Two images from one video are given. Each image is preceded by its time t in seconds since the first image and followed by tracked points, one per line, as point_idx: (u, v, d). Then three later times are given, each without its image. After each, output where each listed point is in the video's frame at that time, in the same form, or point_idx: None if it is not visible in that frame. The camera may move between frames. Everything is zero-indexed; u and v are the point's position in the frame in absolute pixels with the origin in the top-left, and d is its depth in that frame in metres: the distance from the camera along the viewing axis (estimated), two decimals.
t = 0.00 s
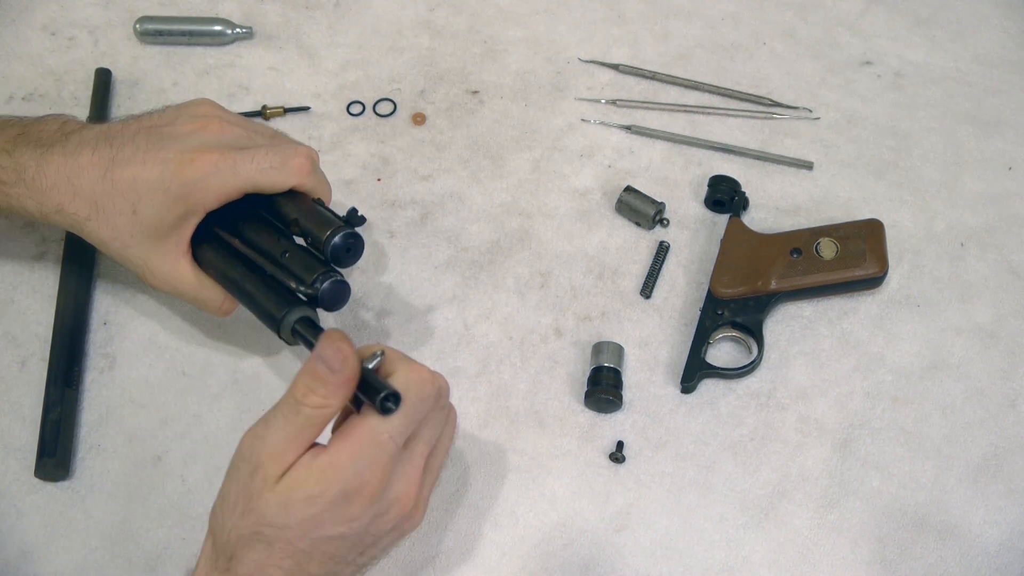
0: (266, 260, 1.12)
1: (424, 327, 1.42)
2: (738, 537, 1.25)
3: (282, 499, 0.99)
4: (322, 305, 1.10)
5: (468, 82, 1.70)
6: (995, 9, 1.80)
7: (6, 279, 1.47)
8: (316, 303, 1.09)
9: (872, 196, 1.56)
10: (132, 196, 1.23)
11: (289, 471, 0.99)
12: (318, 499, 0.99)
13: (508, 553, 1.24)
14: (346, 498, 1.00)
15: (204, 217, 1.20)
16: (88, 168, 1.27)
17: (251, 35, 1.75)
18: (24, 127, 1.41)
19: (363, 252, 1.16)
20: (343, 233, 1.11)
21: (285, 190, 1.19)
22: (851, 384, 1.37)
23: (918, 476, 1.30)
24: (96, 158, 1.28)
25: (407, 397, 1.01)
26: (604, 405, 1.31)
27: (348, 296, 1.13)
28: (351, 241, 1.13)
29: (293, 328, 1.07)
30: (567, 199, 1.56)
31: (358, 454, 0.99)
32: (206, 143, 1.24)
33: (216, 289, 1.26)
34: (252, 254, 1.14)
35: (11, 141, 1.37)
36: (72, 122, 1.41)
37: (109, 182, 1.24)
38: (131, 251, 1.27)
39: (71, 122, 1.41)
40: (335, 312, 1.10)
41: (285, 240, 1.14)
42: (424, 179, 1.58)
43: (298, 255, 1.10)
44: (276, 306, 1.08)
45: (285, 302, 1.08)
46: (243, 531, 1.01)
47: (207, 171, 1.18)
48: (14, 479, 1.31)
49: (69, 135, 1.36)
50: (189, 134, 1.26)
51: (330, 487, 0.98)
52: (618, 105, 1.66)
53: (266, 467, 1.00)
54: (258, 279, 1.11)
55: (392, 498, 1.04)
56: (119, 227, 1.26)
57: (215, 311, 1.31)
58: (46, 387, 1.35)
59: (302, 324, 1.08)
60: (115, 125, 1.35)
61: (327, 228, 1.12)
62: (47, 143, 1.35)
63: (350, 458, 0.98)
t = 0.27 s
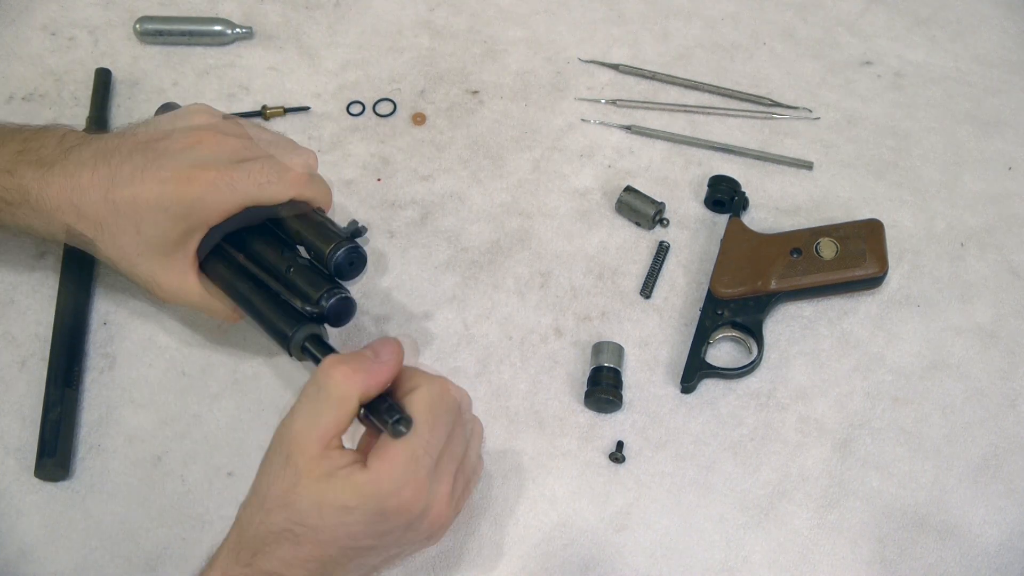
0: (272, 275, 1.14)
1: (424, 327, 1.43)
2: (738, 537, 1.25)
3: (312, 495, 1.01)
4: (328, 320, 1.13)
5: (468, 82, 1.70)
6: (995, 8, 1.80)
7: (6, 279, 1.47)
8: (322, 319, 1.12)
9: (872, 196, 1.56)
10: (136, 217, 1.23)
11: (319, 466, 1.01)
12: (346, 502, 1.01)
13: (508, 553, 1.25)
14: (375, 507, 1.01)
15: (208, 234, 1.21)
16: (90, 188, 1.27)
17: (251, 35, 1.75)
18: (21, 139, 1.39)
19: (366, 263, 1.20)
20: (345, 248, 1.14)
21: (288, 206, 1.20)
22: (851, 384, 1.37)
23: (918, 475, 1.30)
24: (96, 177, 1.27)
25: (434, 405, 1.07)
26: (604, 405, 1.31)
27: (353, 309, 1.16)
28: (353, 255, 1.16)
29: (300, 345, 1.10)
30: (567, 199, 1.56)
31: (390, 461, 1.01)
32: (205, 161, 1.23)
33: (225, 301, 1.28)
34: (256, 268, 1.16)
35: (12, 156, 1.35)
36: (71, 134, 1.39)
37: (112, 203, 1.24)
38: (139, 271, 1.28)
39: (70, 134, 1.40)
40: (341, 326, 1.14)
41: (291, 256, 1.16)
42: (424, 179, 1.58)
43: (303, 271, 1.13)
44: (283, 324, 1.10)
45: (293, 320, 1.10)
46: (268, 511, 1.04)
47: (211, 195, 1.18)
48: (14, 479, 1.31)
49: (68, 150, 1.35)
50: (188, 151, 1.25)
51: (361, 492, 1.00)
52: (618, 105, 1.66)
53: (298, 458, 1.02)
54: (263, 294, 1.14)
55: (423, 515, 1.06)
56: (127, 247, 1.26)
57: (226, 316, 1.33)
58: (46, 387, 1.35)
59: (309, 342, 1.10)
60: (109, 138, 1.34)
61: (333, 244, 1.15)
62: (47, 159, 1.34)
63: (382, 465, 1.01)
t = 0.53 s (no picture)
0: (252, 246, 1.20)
1: (424, 327, 1.43)
2: (738, 537, 1.26)
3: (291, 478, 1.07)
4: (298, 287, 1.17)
5: (468, 82, 1.70)
6: (995, 8, 1.80)
7: (6, 279, 1.47)
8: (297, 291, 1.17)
9: (871, 196, 1.56)
10: (142, 217, 1.23)
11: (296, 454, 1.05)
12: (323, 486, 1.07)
13: (508, 553, 1.25)
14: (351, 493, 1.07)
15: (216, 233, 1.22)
16: (95, 192, 1.26)
17: (251, 35, 1.75)
18: (26, 146, 1.38)
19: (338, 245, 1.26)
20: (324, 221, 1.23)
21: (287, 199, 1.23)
22: (851, 384, 1.37)
23: (918, 475, 1.30)
24: (102, 182, 1.27)
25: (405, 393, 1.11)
26: (604, 405, 1.32)
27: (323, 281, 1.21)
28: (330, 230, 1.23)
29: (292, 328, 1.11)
30: (567, 199, 1.56)
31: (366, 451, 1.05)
32: (212, 163, 1.25)
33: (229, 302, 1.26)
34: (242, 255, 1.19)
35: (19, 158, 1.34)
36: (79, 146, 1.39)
37: (119, 205, 1.24)
38: (145, 275, 1.26)
39: (78, 145, 1.40)
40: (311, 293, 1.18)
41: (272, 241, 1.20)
42: (424, 179, 1.58)
43: (283, 241, 1.19)
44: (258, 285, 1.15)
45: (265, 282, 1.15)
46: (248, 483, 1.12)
47: (218, 192, 1.18)
48: (15, 479, 1.31)
49: (75, 157, 1.34)
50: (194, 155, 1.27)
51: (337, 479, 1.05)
52: (618, 105, 1.66)
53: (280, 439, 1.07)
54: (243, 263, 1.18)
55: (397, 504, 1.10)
56: (133, 249, 1.25)
57: (214, 326, 1.36)
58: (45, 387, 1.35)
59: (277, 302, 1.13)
60: (116, 148, 1.35)
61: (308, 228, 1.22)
62: (54, 165, 1.33)
63: (356, 454, 1.05)
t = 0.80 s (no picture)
0: (249, 247, 1.15)
1: (424, 327, 1.43)
2: (738, 536, 1.26)
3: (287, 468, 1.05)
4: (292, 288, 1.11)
5: (469, 82, 1.70)
6: (995, 8, 1.80)
7: (6, 279, 1.47)
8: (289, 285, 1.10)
9: (871, 196, 1.56)
10: (152, 222, 1.23)
11: (292, 447, 1.03)
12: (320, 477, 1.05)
13: (508, 552, 1.25)
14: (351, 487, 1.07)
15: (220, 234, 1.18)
16: (106, 196, 1.26)
17: (251, 35, 1.75)
18: (37, 152, 1.38)
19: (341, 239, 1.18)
20: (326, 219, 1.15)
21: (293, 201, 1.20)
22: (851, 384, 1.37)
23: (918, 475, 1.30)
24: (113, 186, 1.27)
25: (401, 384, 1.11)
26: (604, 405, 1.32)
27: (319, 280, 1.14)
28: (330, 228, 1.16)
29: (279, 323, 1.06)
30: (567, 199, 1.56)
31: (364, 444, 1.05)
32: (219, 165, 1.23)
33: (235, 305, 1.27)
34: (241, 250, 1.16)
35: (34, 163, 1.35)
36: (93, 147, 1.39)
37: (129, 210, 1.24)
38: (156, 281, 1.27)
39: (92, 146, 1.39)
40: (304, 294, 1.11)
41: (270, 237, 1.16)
42: (424, 179, 1.58)
43: (280, 242, 1.14)
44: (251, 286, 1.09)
45: (260, 281, 1.09)
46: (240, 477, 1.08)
47: (225, 196, 1.17)
48: (15, 479, 1.31)
49: (88, 159, 1.34)
50: (200, 156, 1.25)
51: (336, 470, 1.05)
52: (618, 105, 1.66)
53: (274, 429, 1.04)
54: (240, 264, 1.14)
55: (393, 501, 1.10)
56: (144, 254, 1.26)
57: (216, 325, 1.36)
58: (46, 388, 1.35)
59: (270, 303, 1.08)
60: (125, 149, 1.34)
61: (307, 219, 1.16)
62: (66, 170, 1.33)
63: (356, 446, 1.05)
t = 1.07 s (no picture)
0: (239, 241, 1.11)
1: (424, 327, 1.43)
2: (738, 536, 1.26)
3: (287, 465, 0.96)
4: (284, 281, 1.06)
5: (469, 82, 1.70)
6: (995, 8, 1.80)
7: (6, 278, 1.47)
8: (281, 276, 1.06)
9: (871, 196, 1.56)
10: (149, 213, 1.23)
11: (287, 444, 0.94)
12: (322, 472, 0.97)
13: (508, 552, 1.25)
14: (355, 479, 0.98)
15: (212, 225, 1.15)
16: (107, 182, 1.27)
17: (251, 35, 1.75)
18: (41, 140, 1.41)
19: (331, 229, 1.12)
20: (316, 211, 1.09)
21: (288, 189, 1.15)
22: (851, 384, 1.37)
23: (919, 476, 1.31)
24: (114, 172, 1.28)
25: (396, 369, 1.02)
26: (604, 405, 1.32)
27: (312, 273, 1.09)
28: (321, 220, 1.10)
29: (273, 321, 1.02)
30: (567, 199, 1.56)
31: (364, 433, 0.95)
32: (218, 154, 1.22)
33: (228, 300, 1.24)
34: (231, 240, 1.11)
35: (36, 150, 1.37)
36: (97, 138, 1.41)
37: (127, 199, 1.24)
38: (148, 269, 1.26)
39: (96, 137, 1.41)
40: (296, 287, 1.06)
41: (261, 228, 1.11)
42: (424, 179, 1.58)
43: (272, 234, 1.10)
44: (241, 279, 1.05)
45: (249, 274, 1.05)
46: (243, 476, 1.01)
47: (218, 183, 1.15)
48: (15, 479, 1.31)
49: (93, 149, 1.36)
50: (200, 145, 1.23)
51: (336, 465, 0.95)
52: (618, 105, 1.66)
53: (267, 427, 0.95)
54: (229, 258, 1.09)
55: (402, 488, 1.02)
56: (139, 244, 1.26)
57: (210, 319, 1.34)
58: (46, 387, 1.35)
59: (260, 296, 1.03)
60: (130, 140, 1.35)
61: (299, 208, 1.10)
62: (70, 157, 1.35)
63: (355, 436, 0.95)
